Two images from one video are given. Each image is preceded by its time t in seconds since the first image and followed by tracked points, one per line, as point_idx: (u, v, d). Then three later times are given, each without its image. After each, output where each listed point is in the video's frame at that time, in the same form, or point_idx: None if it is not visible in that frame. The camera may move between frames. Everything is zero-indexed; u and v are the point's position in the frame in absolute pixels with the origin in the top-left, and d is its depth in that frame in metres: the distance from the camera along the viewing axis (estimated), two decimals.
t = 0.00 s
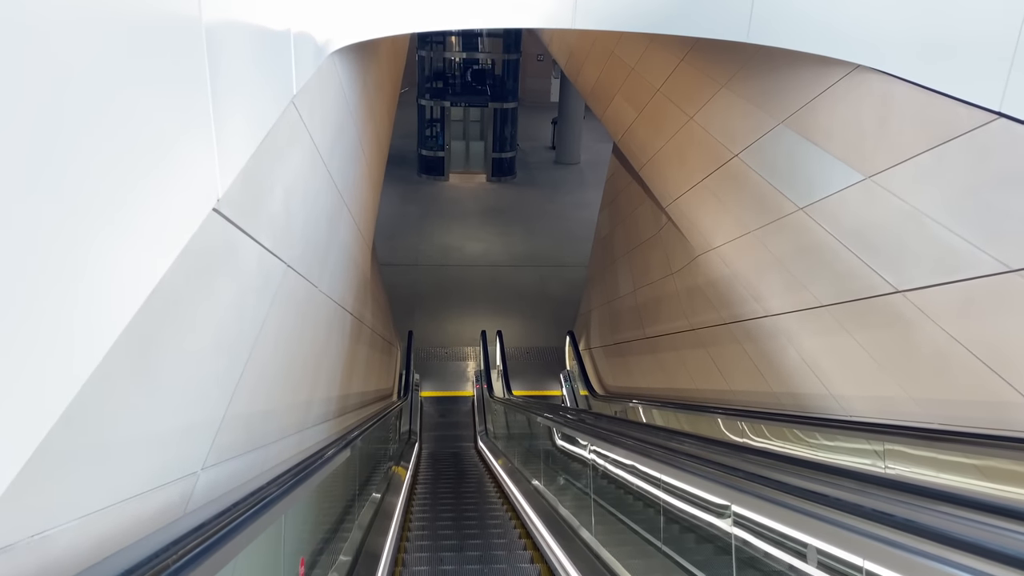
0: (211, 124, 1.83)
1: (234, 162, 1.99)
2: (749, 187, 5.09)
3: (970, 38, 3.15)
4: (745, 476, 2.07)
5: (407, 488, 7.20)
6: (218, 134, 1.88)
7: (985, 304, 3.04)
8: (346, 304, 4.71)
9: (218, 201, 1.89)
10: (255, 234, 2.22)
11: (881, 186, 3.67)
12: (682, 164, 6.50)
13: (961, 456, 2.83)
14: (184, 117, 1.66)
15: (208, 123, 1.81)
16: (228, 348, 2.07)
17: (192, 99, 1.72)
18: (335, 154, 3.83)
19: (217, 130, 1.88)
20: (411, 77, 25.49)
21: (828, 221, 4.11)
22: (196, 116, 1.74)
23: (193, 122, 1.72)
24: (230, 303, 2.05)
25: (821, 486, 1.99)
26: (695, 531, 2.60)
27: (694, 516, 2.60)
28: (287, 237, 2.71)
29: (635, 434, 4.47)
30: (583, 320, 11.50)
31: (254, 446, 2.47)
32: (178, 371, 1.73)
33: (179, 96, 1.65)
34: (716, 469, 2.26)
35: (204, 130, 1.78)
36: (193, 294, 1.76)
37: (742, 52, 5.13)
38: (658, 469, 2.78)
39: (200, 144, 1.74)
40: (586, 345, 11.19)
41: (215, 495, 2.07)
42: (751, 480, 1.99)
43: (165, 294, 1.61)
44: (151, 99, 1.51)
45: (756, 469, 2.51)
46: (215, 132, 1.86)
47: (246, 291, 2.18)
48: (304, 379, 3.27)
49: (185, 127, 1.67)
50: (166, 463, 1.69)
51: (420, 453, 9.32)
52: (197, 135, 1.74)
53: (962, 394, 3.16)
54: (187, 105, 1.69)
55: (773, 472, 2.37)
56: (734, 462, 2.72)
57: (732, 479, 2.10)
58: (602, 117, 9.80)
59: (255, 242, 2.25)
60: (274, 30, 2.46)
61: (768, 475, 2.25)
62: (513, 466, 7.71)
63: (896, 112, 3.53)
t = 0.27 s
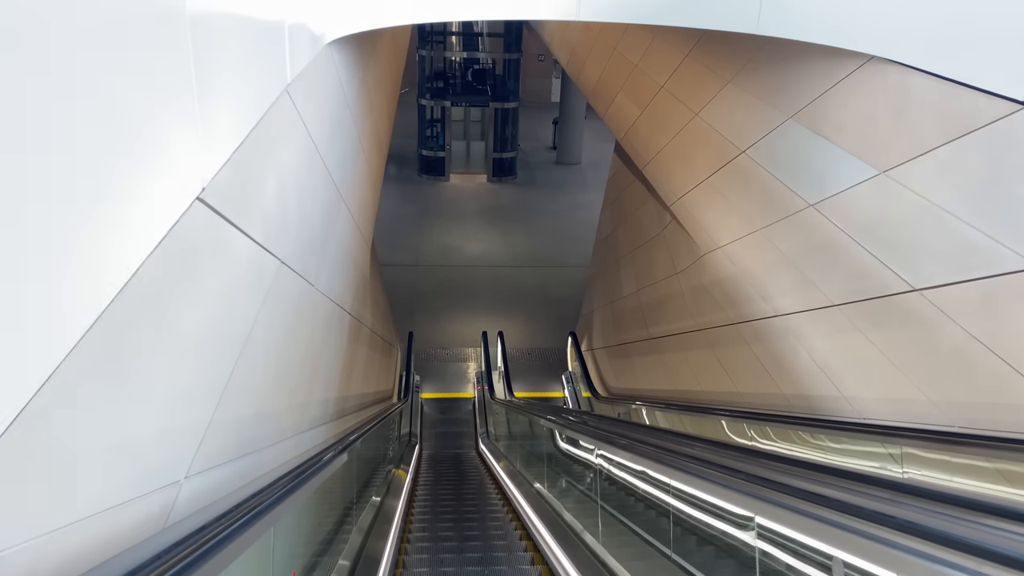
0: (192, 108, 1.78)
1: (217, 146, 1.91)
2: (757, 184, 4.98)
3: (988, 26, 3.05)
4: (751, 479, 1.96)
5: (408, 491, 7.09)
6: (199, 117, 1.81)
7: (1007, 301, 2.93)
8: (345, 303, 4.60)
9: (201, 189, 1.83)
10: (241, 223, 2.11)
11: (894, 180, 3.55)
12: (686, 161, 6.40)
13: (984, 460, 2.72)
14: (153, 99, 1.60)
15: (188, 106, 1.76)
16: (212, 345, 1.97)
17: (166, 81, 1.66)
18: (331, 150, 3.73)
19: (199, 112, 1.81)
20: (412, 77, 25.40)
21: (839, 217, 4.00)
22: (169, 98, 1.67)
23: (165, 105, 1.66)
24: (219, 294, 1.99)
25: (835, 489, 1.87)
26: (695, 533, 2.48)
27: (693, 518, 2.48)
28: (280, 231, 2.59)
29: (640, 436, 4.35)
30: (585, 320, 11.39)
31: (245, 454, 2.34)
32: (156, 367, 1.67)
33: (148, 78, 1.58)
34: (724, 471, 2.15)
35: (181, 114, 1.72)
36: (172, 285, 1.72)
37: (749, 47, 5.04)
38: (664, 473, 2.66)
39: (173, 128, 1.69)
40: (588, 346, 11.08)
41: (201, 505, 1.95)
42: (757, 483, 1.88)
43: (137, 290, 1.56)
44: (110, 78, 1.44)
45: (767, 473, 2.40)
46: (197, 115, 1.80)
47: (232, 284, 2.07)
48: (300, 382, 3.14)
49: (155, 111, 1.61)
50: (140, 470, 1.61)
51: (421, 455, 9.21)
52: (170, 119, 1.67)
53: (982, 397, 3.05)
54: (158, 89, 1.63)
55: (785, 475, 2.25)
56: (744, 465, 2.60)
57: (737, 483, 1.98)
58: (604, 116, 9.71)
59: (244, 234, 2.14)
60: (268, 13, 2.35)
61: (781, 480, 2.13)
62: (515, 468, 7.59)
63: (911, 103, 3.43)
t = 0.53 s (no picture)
0: (174, 94, 1.66)
1: (200, 133, 1.79)
2: (765, 181, 4.86)
3: (1010, 13, 2.93)
4: (766, 484, 1.83)
5: (408, 493, 6.98)
6: (181, 105, 1.69)
7: None
8: (343, 303, 4.49)
9: (183, 177, 1.72)
10: (227, 215, 1.99)
11: (911, 175, 3.44)
12: (690, 159, 6.29)
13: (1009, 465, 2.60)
14: (134, 82, 1.48)
15: (170, 91, 1.64)
16: (194, 347, 1.84)
17: (146, 59, 1.54)
18: (328, 144, 3.61)
19: (180, 100, 1.68)
20: (412, 79, 25.32)
21: (854, 214, 3.87)
22: (149, 80, 1.55)
23: (145, 87, 1.54)
24: (202, 293, 1.86)
25: (859, 497, 1.74)
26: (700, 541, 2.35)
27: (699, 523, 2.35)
28: (273, 226, 2.47)
29: (646, 438, 4.22)
30: (587, 321, 11.27)
31: (234, 460, 2.21)
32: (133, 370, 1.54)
33: (127, 51, 1.47)
34: (733, 475, 2.02)
35: (161, 99, 1.60)
36: (150, 281, 1.59)
37: (756, 40, 4.93)
38: (674, 479, 2.54)
39: (153, 113, 1.57)
40: (591, 347, 10.96)
41: (183, 516, 1.82)
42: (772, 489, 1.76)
43: (109, 284, 1.44)
44: (84, 48, 1.32)
45: (783, 478, 2.27)
46: (178, 102, 1.68)
47: (215, 282, 1.94)
48: (295, 385, 3.02)
49: (134, 95, 1.49)
50: (113, 482, 1.48)
51: (422, 458, 9.09)
52: (149, 102, 1.55)
53: (1005, 400, 2.93)
54: (139, 64, 1.51)
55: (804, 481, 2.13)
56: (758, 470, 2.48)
57: (748, 488, 1.86)
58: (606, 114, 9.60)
59: (230, 226, 2.01)
60: None
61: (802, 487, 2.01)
62: (517, 471, 7.45)
63: (929, 96, 3.31)
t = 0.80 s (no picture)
0: (149, 74, 1.57)
1: (181, 117, 1.70)
2: (774, 178, 4.76)
3: None
4: (807, 499, 1.73)
5: (409, 496, 6.88)
6: (158, 87, 1.60)
7: None
8: (343, 302, 4.40)
9: (160, 161, 1.63)
10: (209, 203, 1.88)
11: (928, 169, 3.32)
12: (695, 156, 6.18)
13: None
14: (100, 56, 1.39)
15: (146, 72, 1.55)
16: (173, 347, 1.73)
17: (118, 34, 1.45)
18: (325, 138, 3.51)
19: (157, 83, 1.60)
20: (413, 79, 25.23)
21: (868, 210, 3.76)
22: (122, 59, 1.46)
23: (116, 67, 1.45)
24: (185, 285, 1.77)
25: (890, 507, 1.64)
26: (722, 552, 2.25)
27: (719, 533, 2.25)
28: (265, 219, 2.36)
29: (653, 440, 4.11)
30: (590, 322, 11.16)
31: (223, 466, 2.10)
32: (107, 368, 1.45)
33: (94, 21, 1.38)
34: (764, 487, 1.91)
35: (136, 80, 1.52)
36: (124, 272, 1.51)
37: (765, 34, 4.83)
38: (687, 485, 2.43)
39: (126, 96, 1.48)
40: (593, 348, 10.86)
41: (163, 528, 1.71)
42: (818, 504, 1.65)
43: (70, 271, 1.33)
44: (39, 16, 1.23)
45: (803, 486, 2.16)
46: (155, 82, 1.59)
47: (195, 278, 1.83)
48: (290, 387, 2.90)
49: (100, 69, 1.40)
50: (81, 492, 1.38)
51: (423, 460, 8.99)
52: (121, 84, 1.46)
53: None
54: (107, 38, 1.42)
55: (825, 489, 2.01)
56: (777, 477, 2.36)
57: (786, 503, 1.76)
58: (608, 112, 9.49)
59: (213, 215, 1.90)
60: None
61: (826, 496, 1.90)
62: (518, 473, 7.33)
63: (947, 88, 3.20)
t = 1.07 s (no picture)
0: (121, 48, 1.44)
1: (157, 99, 1.57)
2: (784, 175, 4.63)
3: None
4: (839, 514, 1.61)
5: (409, 500, 6.76)
6: (132, 63, 1.48)
7: None
8: (340, 303, 4.27)
9: (135, 144, 1.50)
10: (188, 189, 1.75)
11: (948, 164, 3.20)
12: (700, 154, 6.06)
13: None
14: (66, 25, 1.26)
15: (118, 47, 1.42)
16: (150, 345, 1.61)
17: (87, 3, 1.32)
18: (321, 132, 3.38)
19: (129, 66, 1.46)
20: (412, 80, 25.12)
21: (884, 206, 3.63)
22: (91, 32, 1.33)
23: (85, 40, 1.32)
24: (157, 290, 1.62)
25: (932, 522, 1.51)
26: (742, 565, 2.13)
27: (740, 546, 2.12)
28: (253, 212, 2.23)
29: (661, 444, 3.98)
30: (592, 324, 11.04)
31: (209, 474, 1.97)
32: (70, 377, 1.30)
33: None
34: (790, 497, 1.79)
35: (108, 55, 1.39)
36: (89, 276, 1.35)
37: (773, 27, 4.72)
38: (704, 495, 2.30)
39: (96, 71, 1.35)
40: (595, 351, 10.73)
41: (141, 544, 1.58)
42: (866, 521, 1.53)
43: (12, 272, 1.14)
44: None
45: (829, 495, 2.03)
46: (127, 57, 1.46)
47: (177, 270, 1.71)
48: (283, 390, 2.78)
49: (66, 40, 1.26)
50: (49, 507, 1.25)
51: (423, 463, 8.86)
52: (90, 58, 1.33)
53: None
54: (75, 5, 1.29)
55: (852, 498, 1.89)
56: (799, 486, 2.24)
57: (816, 517, 1.64)
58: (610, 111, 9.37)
59: (192, 203, 1.77)
60: None
61: (857, 508, 1.78)
62: (520, 478, 7.19)
63: (968, 79, 3.08)
